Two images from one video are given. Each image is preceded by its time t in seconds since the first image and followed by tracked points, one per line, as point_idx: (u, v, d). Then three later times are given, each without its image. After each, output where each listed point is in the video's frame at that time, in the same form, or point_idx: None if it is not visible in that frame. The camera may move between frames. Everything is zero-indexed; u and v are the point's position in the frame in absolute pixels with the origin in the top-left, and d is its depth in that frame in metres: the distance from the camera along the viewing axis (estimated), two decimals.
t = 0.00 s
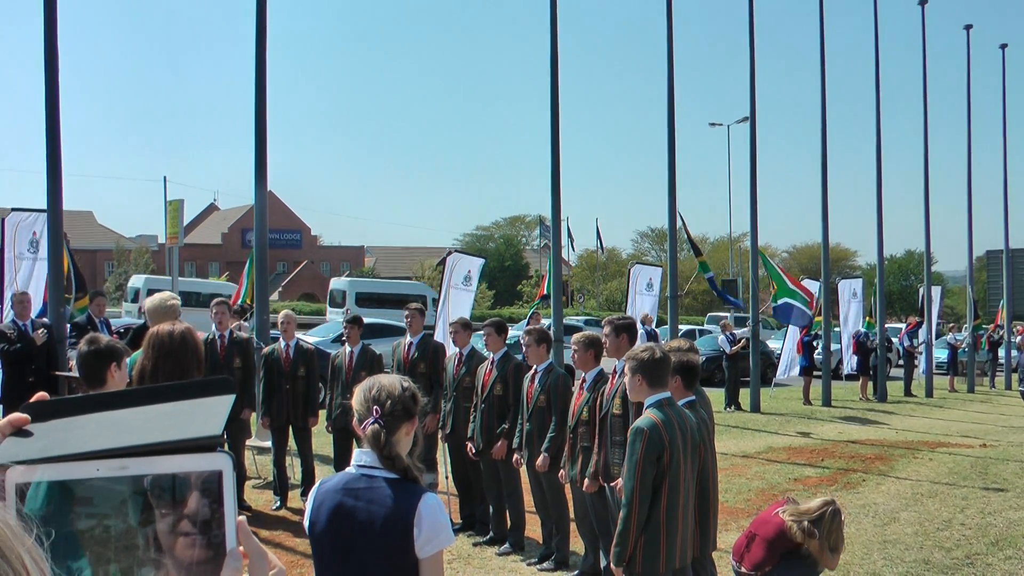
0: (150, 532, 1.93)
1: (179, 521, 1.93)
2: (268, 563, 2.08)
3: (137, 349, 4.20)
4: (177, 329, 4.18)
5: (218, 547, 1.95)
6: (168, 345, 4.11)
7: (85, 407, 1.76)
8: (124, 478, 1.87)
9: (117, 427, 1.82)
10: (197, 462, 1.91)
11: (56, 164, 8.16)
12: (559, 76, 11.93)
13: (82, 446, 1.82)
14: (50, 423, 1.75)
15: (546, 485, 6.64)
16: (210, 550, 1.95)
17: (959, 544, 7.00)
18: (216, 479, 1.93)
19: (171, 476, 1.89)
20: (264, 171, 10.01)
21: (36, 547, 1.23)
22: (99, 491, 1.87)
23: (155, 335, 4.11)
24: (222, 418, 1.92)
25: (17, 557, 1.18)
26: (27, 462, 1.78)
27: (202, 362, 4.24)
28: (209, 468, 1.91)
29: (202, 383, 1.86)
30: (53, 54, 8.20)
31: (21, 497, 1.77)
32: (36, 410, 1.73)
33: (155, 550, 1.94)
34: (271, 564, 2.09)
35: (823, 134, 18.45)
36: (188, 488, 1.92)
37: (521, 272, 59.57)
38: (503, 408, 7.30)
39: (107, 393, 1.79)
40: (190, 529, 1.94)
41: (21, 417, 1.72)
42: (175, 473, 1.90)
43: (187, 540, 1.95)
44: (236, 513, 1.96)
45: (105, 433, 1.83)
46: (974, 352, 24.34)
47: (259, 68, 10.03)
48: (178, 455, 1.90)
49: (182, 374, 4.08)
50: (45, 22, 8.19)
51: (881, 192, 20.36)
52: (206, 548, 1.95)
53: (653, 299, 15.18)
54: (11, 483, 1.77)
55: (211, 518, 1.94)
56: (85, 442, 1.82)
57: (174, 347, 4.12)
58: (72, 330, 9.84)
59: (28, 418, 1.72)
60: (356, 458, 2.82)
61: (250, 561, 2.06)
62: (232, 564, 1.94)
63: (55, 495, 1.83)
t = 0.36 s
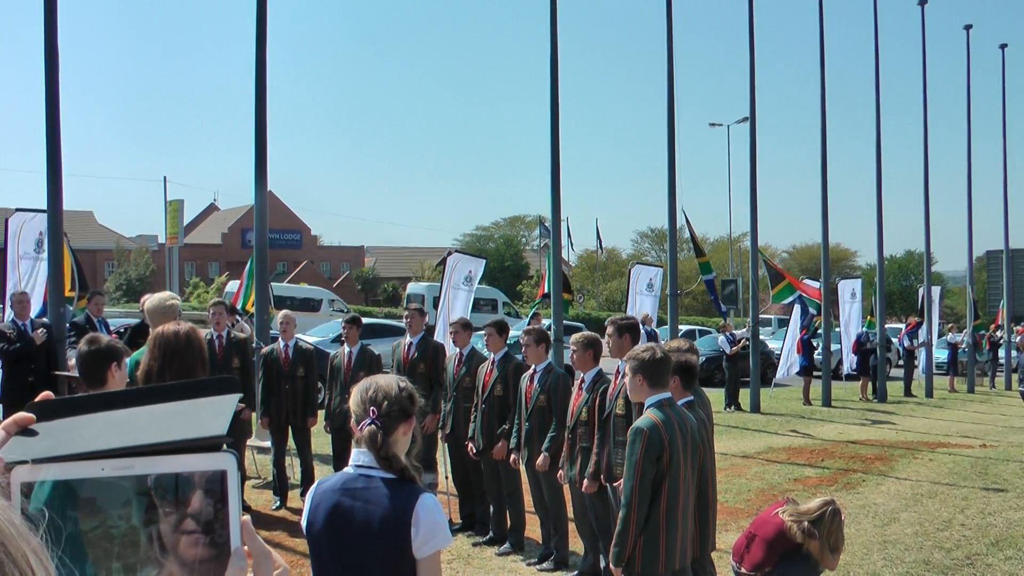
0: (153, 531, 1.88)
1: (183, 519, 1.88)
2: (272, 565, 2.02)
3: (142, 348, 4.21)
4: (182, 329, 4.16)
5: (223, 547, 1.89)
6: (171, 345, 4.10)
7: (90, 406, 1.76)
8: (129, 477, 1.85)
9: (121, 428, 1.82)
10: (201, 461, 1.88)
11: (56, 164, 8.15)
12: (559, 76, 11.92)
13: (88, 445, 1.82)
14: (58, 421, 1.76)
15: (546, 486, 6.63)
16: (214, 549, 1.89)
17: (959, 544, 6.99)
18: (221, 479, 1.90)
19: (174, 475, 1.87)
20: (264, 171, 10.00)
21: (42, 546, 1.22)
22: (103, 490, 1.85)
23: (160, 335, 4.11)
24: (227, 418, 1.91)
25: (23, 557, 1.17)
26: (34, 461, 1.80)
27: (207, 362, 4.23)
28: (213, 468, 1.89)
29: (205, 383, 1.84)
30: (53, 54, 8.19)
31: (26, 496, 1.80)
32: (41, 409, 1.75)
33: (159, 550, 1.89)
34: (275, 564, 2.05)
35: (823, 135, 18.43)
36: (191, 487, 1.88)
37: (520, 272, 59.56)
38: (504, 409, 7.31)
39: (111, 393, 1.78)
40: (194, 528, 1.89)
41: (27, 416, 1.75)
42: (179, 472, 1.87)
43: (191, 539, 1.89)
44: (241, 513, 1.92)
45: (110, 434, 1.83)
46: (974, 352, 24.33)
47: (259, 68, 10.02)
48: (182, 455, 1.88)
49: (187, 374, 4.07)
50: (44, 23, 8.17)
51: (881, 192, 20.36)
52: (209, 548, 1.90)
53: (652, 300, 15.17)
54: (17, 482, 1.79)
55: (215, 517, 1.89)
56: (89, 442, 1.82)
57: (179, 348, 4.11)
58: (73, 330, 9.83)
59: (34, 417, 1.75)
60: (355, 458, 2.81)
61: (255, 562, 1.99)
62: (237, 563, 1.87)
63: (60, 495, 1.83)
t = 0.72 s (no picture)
0: (154, 527, 1.88)
1: (183, 515, 1.88)
2: (273, 561, 2.03)
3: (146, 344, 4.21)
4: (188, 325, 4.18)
5: (224, 544, 1.89)
6: (176, 341, 4.11)
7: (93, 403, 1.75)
8: (130, 472, 1.83)
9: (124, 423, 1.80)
10: (203, 457, 1.86)
11: (56, 160, 8.15)
12: (560, 76, 11.93)
13: (89, 440, 1.79)
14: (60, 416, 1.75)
15: (545, 485, 6.64)
16: (215, 546, 1.88)
17: (956, 547, 7.01)
18: (224, 475, 1.88)
19: (174, 471, 1.85)
20: (264, 168, 10.00)
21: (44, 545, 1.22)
22: (103, 487, 1.84)
23: (164, 331, 4.12)
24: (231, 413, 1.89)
25: (22, 552, 1.17)
26: (33, 456, 1.78)
27: (211, 358, 4.23)
28: (216, 464, 1.87)
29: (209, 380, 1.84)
30: (54, 50, 8.19)
31: (27, 491, 1.79)
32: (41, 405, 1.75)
33: (159, 546, 1.89)
34: (276, 560, 2.05)
35: (823, 137, 18.44)
36: (191, 483, 1.87)
37: (521, 272, 59.60)
38: (503, 408, 7.29)
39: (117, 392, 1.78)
40: (194, 524, 1.88)
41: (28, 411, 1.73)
42: (179, 467, 1.85)
43: (191, 535, 1.89)
44: (242, 509, 1.91)
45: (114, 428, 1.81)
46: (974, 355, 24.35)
47: (261, 66, 10.03)
48: (185, 450, 1.84)
49: (191, 369, 4.07)
50: (46, 19, 8.18)
51: (881, 194, 20.38)
52: (209, 544, 1.89)
53: (652, 300, 15.17)
54: (18, 476, 1.79)
55: (215, 514, 1.89)
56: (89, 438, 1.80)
57: (183, 345, 4.12)
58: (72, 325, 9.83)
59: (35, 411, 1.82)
60: (352, 455, 2.82)
61: (256, 558, 2.01)
62: (239, 560, 1.86)
63: (61, 491, 1.82)
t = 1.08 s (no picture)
0: (152, 523, 1.87)
1: (182, 511, 1.88)
2: (272, 559, 2.03)
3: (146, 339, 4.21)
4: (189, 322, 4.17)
5: (223, 540, 1.90)
6: (176, 336, 4.10)
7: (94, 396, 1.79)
8: (129, 467, 1.82)
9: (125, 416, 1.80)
10: (202, 453, 1.84)
11: (56, 155, 8.14)
12: (562, 75, 11.93)
13: (88, 435, 1.77)
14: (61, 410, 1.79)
15: (543, 485, 6.63)
16: (214, 542, 1.89)
17: (954, 549, 7.02)
18: (222, 472, 1.88)
19: (174, 467, 1.84)
20: (264, 165, 10.00)
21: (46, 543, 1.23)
22: (102, 482, 1.82)
23: (164, 327, 4.12)
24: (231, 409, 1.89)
25: (24, 547, 1.17)
26: (33, 450, 1.77)
27: (212, 355, 4.23)
28: (214, 460, 1.86)
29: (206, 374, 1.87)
30: (56, 45, 8.18)
31: (25, 485, 1.77)
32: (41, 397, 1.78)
33: (157, 543, 1.88)
34: (275, 558, 2.07)
35: (824, 138, 18.45)
36: (190, 479, 1.87)
37: (520, 271, 59.57)
38: (500, 407, 7.29)
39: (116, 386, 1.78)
40: (192, 520, 1.89)
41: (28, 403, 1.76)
42: (179, 463, 1.84)
43: (189, 531, 1.89)
44: (241, 506, 1.91)
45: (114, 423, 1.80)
46: (973, 358, 24.36)
47: (262, 63, 10.02)
48: (183, 447, 1.83)
49: (191, 365, 4.07)
50: (48, 14, 8.17)
51: (881, 196, 20.39)
52: (209, 541, 1.89)
53: (652, 300, 15.16)
54: (17, 471, 1.76)
55: (215, 511, 1.89)
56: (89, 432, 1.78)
57: (183, 340, 4.12)
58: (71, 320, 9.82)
59: (34, 406, 1.90)
60: (352, 454, 2.82)
61: (256, 556, 2.01)
62: (239, 557, 1.89)
63: (60, 485, 1.80)
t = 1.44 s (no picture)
0: (151, 522, 1.88)
1: (180, 511, 1.89)
2: (271, 557, 2.00)
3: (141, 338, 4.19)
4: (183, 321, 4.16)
5: (222, 538, 1.88)
6: (171, 335, 4.09)
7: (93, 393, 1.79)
8: (127, 465, 1.82)
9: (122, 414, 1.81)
10: (200, 451, 1.84)
11: (55, 154, 8.14)
12: (561, 74, 11.93)
13: (85, 432, 1.78)
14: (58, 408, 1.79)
15: (543, 484, 6.63)
16: (212, 540, 1.88)
17: (954, 548, 7.02)
18: (221, 470, 1.87)
19: (173, 465, 1.84)
20: (264, 165, 9.99)
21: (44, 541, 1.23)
22: (101, 480, 1.83)
23: (159, 325, 4.10)
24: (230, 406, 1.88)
25: (20, 545, 1.17)
26: (31, 446, 1.78)
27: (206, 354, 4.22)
28: (213, 458, 1.86)
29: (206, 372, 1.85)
30: (55, 45, 8.18)
31: (24, 482, 1.79)
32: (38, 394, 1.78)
33: (154, 542, 1.88)
34: (275, 556, 2.03)
35: (824, 138, 18.45)
36: (189, 477, 1.87)
37: (520, 271, 59.56)
38: (498, 406, 7.29)
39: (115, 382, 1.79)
40: (190, 519, 1.89)
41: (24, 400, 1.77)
42: (178, 461, 1.84)
43: (187, 531, 1.89)
44: (241, 503, 1.90)
45: (112, 419, 1.81)
46: (973, 357, 24.37)
47: (261, 62, 10.02)
48: (181, 445, 1.83)
49: (186, 364, 4.06)
50: (47, 14, 8.17)
51: (881, 195, 20.38)
52: (207, 539, 1.88)
53: (651, 299, 15.17)
54: (15, 469, 1.78)
55: (214, 508, 1.89)
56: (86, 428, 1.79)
57: (178, 338, 4.11)
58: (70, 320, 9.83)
59: (32, 402, 1.82)
60: (353, 453, 2.82)
61: (257, 555, 1.99)
62: (238, 555, 1.83)
63: (58, 484, 1.82)
